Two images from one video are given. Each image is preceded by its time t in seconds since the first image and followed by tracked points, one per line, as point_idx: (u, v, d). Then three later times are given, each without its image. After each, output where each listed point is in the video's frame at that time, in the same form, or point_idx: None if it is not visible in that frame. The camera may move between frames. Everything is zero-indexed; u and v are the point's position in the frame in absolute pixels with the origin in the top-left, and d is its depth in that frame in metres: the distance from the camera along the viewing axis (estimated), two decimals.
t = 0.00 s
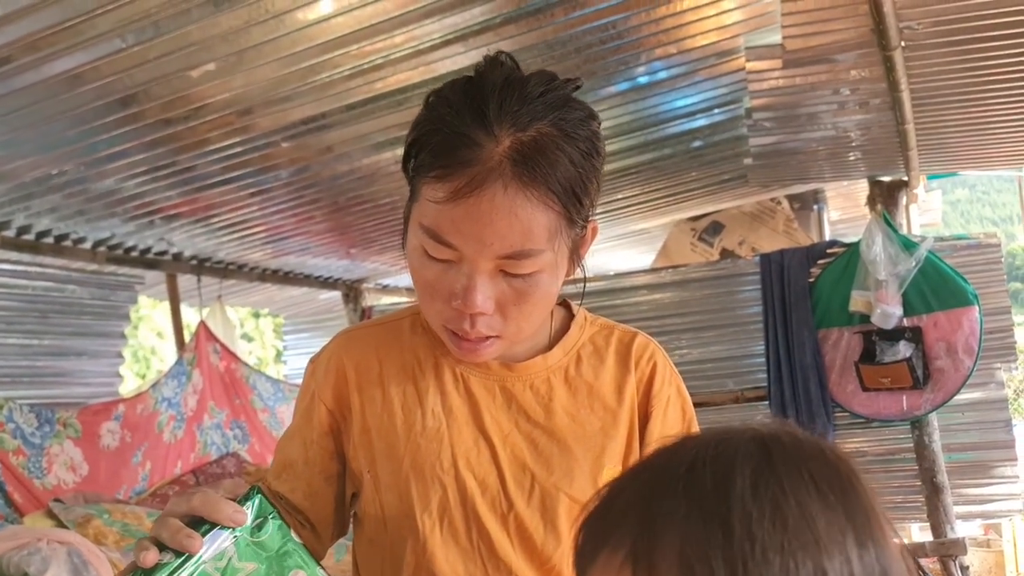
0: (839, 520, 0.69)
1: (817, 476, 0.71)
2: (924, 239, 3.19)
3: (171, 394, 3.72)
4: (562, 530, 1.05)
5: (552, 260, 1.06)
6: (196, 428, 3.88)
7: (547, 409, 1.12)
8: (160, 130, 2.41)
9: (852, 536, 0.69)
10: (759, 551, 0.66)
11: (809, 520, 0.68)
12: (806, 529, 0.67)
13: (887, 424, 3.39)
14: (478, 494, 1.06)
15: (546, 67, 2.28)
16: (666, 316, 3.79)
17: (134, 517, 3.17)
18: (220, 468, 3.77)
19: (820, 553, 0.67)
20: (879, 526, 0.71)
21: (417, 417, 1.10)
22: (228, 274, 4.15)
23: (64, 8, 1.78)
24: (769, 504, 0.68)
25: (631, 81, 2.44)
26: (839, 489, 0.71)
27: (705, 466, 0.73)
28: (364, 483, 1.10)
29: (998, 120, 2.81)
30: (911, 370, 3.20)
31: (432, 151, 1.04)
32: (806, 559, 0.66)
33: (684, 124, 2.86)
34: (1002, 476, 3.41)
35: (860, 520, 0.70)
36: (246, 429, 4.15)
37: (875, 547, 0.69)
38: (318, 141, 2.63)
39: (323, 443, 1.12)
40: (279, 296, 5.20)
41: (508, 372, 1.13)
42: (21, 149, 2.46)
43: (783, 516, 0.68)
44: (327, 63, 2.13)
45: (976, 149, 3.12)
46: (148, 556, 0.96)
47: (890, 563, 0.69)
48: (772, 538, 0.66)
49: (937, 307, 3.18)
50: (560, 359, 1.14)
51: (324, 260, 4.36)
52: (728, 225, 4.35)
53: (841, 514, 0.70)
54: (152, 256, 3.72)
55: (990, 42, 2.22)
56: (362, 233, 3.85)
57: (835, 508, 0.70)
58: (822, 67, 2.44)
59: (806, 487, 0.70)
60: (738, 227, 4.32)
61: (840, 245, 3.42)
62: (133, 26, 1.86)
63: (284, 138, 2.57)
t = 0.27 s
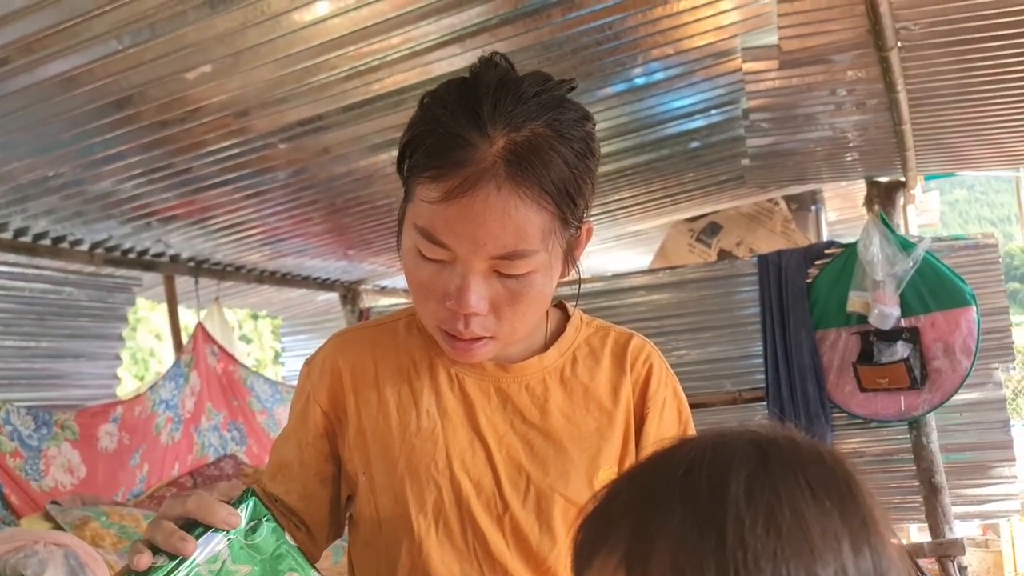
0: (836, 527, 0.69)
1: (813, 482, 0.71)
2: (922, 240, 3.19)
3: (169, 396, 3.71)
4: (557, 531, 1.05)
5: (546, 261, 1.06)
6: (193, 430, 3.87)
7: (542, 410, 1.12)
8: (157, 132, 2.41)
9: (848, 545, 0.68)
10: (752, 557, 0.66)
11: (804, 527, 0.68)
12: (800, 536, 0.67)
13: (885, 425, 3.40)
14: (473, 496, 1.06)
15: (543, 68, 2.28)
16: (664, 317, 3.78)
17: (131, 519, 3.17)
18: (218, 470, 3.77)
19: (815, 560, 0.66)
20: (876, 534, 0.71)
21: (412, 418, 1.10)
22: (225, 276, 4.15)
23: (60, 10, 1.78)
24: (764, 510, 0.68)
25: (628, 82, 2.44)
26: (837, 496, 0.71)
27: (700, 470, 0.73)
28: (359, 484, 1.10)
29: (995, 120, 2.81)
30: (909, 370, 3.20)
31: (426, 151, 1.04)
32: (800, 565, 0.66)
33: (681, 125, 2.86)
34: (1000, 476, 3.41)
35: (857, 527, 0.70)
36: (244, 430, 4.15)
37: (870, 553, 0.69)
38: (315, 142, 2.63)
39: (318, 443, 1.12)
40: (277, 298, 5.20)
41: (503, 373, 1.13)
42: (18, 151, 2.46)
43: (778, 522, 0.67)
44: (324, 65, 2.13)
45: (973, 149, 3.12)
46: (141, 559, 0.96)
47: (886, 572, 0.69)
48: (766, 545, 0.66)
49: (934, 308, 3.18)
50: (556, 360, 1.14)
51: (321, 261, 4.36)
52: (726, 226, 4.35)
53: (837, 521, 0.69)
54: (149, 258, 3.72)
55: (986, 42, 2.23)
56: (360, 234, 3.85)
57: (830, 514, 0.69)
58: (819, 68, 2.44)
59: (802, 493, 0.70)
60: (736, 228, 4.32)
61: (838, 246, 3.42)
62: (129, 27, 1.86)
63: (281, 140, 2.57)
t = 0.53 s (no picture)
0: (820, 523, 0.68)
1: (798, 478, 0.71)
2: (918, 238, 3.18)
3: (165, 398, 3.71)
4: (551, 532, 1.05)
5: (537, 260, 1.05)
6: (189, 431, 3.87)
7: (535, 410, 1.11)
8: (151, 132, 2.41)
9: (832, 541, 0.68)
10: (735, 553, 0.65)
11: (788, 523, 0.67)
12: (784, 532, 0.67)
13: (882, 424, 3.40)
14: (466, 496, 1.06)
15: (537, 68, 2.28)
16: (661, 317, 3.79)
17: (126, 521, 3.16)
18: (213, 472, 3.75)
19: (798, 555, 0.66)
20: (861, 531, 0.70)
21: (404, 419, 1.10)
22: (221, 277, 4.14)
23: (52, 11, 1.77)
24: (747, 505, 0.68)
25: (623, 81, 2.44)
26: (823, 492, 0.71)
27: (685, 467, 0.72)
28: (352, 486, 1.09)
29: (990, 119, 2.81)
30: (905, 369, 3.19)
31: (416, 151, 1.03)
32: (783, 560, 0.65)
33: (676, 125, 2.86)
34: (997, 475, 3.41)
35: (842, 524, 0.69)
36: (240, 432, 4.14)
37: (856, 549, 0.69)
38: (310, 143, 2.62)
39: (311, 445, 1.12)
40: (274, 299, 5.19)
41: (496, 374, 1.12)
42: (12, 152, 2.45)
43: (762, 518, 0.67)
44: (318, 65, 2.13)
45: (969, 148, 3.13)
46: (131, 560, 0.95)
47: (871, 571, 0.68)
48: (749, 540, 0.66)
49: (930, 307, 3.18)
50: (548, 360, 1.14)
51: (318, 262, 4.36)
52: (722, 226, 4.35)
53: (821, 516, 0.69)
54: (144, 259, 3.71)
55: (981, 41, 2.23)
56: (356, 235, 3.85)
57: (815, 510, 0.69)
58: (814, 67, 2.44)
59: (786, 489, 0.69)
60: (732, 228, 4.31)
61: (834, 245, 3.42)
62: (122, 28, 1.86)
63: (276, 140, 2.57)
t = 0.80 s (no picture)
0: (799, 523, 0.68)
1: (778, 479, 0.71)
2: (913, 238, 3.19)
3: (162, 402, 3.71)
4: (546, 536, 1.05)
5: (529, 264, 1.06)
6: (187, 435, 3.86)
7: (530, 414, 1.12)
8: (147, 137, 2.41)
9: (811, 541, 0.68)
10: (714, 553, 0.66)
11: (767, 523, 0.68)
12: (762, 531, 0.67)
13: (879, 424, 3.40)
14: (461, 502, 1.06)
15: (533, 71, 2.29)
16: (658, 318, 3.79)
17: (123, 526, 3.16)
18: (211, 475, 3.76)
19: (776, 552, 0.66)
20: (841, 532, 0.70)
21: (399, 424, 1.10)
22: (218, 280, 4.14)
23: (47, 16, 1.77)
24: (726, 505, 0.68)
25: (618, 84, 2.44)
26: (804, 493, 0.71)
27: (668, 469, 0.73)
28: (347, 491, 1.09)
29: (984, 119, 2.82)
30: (901, 370, 3.20)
31: (408, 157, 1.04)
32: (761, 558, 0.66)
33: (672, 127, 2.87)
34: (994, 475, 3.42)
35: (822, 524, 0.69)
36: (238, 436, 4.14)
37: (837, 548, 0.69)
38: (306, 146, 2.63)
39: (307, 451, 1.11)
40: (271, 302, 5.19)
41: (491, 378, 1.12)
42: (8, 157, 2.45)
43: (741, 517, 0.68)
44: (313, 69, 2.13)
45: (963, 148, 3.14)
46: (132, 564, 0.95)
47: (848, 571, 0.68)
48: (728, 540, 0.66)
49: (926, 307, 3.19)
50: (543, 364, 1.14)
51: (315, 265, 4.36)
52: (719, 227, 4.35)
53: (800, 515, 0.69)
54: (141, 263, 3.71)
55: (974, 42, 2.23)
56: (352, 238, 3.85)
57: (794, 510, 0.69)
58: (808, 69, 2.45)
59: (766, 489, 0.70)
60: (729, 229, 4.32)
61: (830, 246, 3.43)
62: (117, 32, 1.86)
63: (272, 144, 2.57)
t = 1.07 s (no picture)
0: (801, 526, 0.69)
1: (782, 481, 0.72)
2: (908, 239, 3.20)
3: (159, 405, 3.71)
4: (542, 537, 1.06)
5: (520, 266, 1.07)
6: (184, 437, 3.87)
7: (524, 415, 1.12)
8: (143, 140, 2.41)
9: (812, 544, 0.69)
10: (717, 550, 0.66)
11: (770, 524, 0.68)
12: (766, 532, 0.68)
13: (875, 424, 3.42)
14: (456, 503, 1.07)
15: (528, 73, 2.29)
16: (654, 319, 3.80)
17: (120, 529, 3.15)
18: (209, 477, 3.76)
19: (778, 554, 0.67)
20: (840, 538, 0.71)
21: (394, 427, 1.10)
22: (214, 283, 4.14)
23: (43, 20, 1.78)
24: (731, 504, 0.69)
25: (613, 85, 2.45)
26: (806, 496, 0.72)
27: (672, 464, 0.73)
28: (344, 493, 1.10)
29: (978, 120, 2.83)
30: (897, 369, 3.21)
31: (399, 160, 1.04)
32: (764, 558, 0.66)
33: (667, 128, 2.88)
34: (990, 474, 3.43)
35: (822, 528, 0.70)
36: (235, 438, 4.14)
37: (835, 552, 0.70)
38: (302, 149, 2.63)
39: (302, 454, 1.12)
40: (268, 304, 5.19)
41: (485, 380, 1.13)
42: (4, 161, 2.45)
43: (745, 516, 0.68)
44: (309, 71, 2.14)
45: (957, 148, 3.15)
46: (131, 566, 0.95)
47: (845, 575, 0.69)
48: (732, 538, 0.67)
49: (921, 307, 3.19)
50: (537, 365, 1.15)
51: (311, 267, 4.36)
52: (715, 228, 4.36)
53: (802, 518, 0.70)
54: (137, 266, 3.71)
55: (967, 43, 2.25)
56: (349, 240, 3.85)
57: (797, 512, 0.70)
58: (802, 70, 2.46)
59: (770, 491, 0.71)
60: (724, 230, 4.33)
61: (826, 246, 3.44)
62: (113, 36, 1.86)
63: (268, 147, 2.57)
